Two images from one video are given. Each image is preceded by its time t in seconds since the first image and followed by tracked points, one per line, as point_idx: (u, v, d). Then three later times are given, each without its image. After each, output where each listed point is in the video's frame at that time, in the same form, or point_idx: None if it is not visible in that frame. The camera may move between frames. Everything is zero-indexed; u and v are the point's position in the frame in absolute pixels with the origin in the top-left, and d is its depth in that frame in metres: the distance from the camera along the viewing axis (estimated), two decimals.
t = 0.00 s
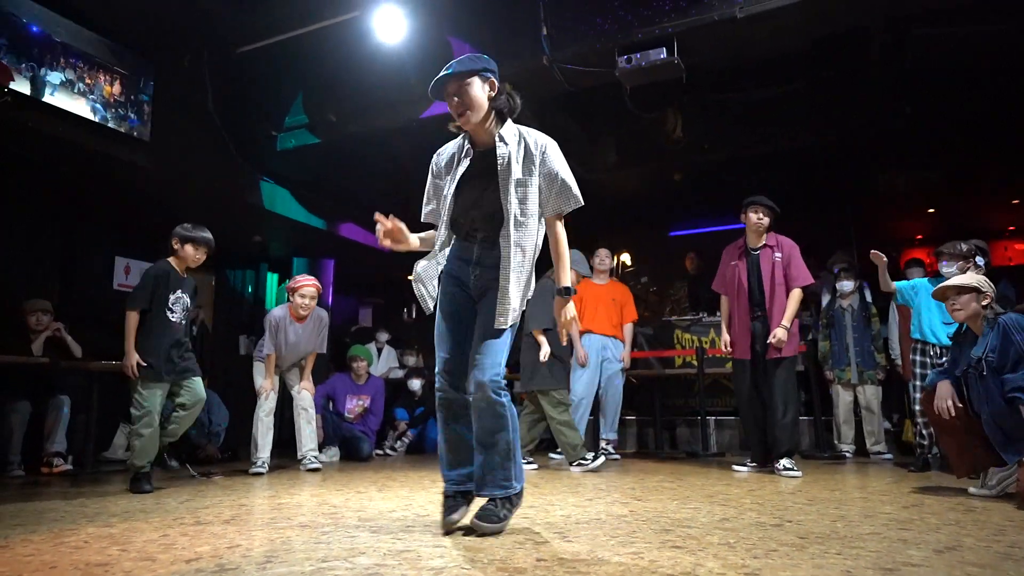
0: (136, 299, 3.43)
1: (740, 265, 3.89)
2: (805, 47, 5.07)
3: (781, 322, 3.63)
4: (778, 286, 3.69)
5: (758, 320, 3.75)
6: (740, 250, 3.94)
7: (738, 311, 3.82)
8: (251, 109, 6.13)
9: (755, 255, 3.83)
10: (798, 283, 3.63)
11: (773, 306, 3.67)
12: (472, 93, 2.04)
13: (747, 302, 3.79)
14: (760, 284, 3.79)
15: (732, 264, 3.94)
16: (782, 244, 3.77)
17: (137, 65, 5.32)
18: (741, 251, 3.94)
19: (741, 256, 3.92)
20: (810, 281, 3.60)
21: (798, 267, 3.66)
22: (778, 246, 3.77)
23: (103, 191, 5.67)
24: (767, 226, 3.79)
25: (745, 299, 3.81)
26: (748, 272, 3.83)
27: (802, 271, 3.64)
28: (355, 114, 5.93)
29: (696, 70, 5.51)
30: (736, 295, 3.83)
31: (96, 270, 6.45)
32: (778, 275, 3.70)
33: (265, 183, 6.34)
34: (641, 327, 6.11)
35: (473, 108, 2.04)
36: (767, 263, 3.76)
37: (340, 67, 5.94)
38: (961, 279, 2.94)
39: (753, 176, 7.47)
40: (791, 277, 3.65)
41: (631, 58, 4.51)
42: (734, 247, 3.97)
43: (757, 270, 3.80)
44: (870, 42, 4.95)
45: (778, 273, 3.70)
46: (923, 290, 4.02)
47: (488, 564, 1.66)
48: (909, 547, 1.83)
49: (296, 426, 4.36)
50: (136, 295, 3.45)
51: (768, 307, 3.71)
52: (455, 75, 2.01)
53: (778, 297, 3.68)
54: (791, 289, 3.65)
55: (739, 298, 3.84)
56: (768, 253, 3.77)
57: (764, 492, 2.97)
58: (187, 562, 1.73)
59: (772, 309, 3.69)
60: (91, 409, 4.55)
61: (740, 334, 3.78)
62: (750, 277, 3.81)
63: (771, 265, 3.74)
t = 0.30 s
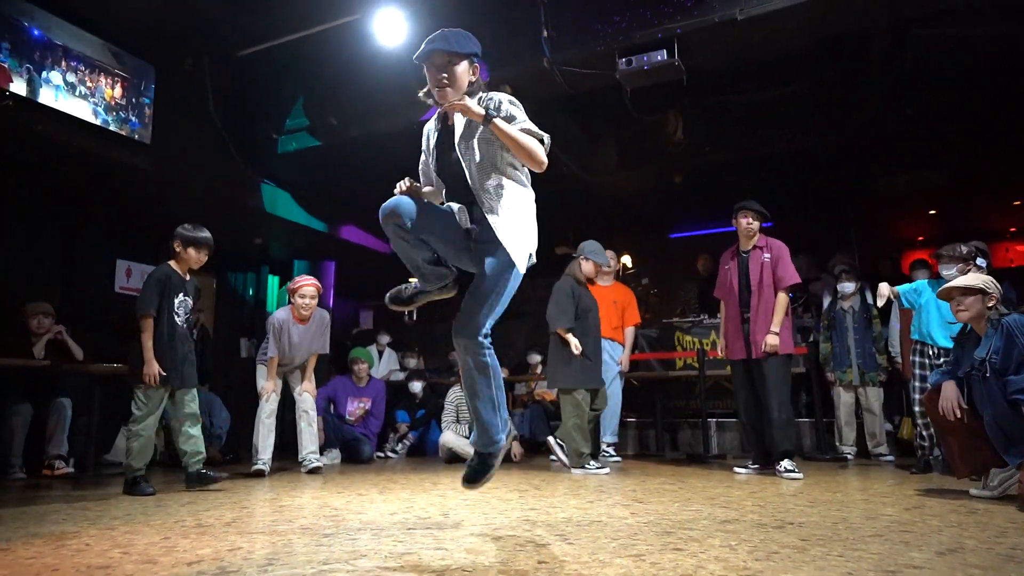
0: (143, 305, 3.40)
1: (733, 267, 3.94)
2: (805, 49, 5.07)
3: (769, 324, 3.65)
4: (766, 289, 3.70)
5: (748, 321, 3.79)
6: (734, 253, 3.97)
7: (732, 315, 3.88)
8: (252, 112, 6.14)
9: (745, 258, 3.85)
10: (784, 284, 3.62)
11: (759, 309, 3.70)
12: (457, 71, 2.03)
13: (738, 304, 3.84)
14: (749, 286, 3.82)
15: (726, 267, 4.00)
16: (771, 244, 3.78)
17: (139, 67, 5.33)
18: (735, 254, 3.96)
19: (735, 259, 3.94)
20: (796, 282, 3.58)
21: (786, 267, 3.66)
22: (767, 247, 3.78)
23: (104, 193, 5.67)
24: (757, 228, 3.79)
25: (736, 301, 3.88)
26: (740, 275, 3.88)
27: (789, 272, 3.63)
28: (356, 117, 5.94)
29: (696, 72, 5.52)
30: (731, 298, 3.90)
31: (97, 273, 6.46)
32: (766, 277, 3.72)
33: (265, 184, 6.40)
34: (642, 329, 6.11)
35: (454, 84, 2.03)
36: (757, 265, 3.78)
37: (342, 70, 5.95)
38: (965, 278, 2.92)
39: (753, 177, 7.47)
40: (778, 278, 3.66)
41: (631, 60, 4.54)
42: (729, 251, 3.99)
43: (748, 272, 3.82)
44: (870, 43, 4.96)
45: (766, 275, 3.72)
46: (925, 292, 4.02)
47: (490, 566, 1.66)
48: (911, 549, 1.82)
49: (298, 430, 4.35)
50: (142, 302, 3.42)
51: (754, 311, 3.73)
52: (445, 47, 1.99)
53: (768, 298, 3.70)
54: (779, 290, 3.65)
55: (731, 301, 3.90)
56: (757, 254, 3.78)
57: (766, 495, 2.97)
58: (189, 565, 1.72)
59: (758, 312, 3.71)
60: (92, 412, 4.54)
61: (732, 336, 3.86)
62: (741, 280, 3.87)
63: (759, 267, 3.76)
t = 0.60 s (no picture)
0: (145, 312, 3.47)
1: (728, 274, 3.93)
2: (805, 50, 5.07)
3: (770, 326, 3.64)
4: (763, 292, 3.70)
5: (744, 326, 3.78)
6: (728, 259, 3.97)
7: (729, 321, 3.88)
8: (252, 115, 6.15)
9: (740, 263, 3.85)
10: (783, 288, 3.63)
11: (758, 312, 3.69)
12: (462, 105, 2.00)
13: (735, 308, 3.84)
14: (746, 291, 3.81)
15: (722, 273, 3.99)
16: (765, 248, 3.78)
17: (140, 70, 5.35)
18: (729, 260, 3.96)
19: (730, 265, 3.94)
20: (794, 284, 3.60)
21: (782, 270, 3.67)
22: (761, 251, 3.77)
23: (104, 195, 5.68)
24: (747, 233, 3.80)
25: (733, 307, 3.87)
26: (736, 280, 3.87)
27: (787, 275, 3.64)
28: (357, 120, 5.96)
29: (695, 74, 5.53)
30: (728, 304, 3.89)
31: (98, 274, 6.46)
32: (763, 281, 3.72)
33: (265, 187, 6.38)
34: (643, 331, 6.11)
35: (458, 119, 2.00)
36: (752, 270, 3.78)
37: (343, 72, 5.95)
38: (967, 281, 2.92)
39: (754, 179, 7.47)
40: (777, 282, 3.66)
41: (632, 62, 4.53)
42: (723, 257, 4.00)
43: (744, 277, 3.83)
44: (870, 43, 4.96)
45: (762, 279, 3.73)
46: (922, 291, 4.00)
47: (491, 569, 1.66)
48: (913, 551, 1.82)
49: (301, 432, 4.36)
50: (144, 312, 3.48)
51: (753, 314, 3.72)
52: (451, 81, 1.96)
53: (767, 304, 3.68)
54: (777, 293, 3.66)
55: (728, 307, 3.90)
56: (752, 259, 3.79)
57: (767, 496, 2.97)
58: (190, 567, 1.73)
59: (757, 316, 3.70)
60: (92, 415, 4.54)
61: (728, 343, 3.87)
62: (737, 285, 3.87)
63: (755, 271, 3.76)
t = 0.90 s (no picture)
0: (155, 314, 3.46)
1: (728, 275, 3.91)
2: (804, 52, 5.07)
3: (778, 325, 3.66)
4: (768, 292, 3.71)
5: (749, 325, 3.74)
6: (726, 262, 3.97)
7: (731, 323, 3.85)
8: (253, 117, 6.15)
9: (741, 264, 3.86)
10: (789, 287, 3.68)
11: (766, 311, 3.68)
12: (434, 134, 1.84)
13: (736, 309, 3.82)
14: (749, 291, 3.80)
15: (721, 274, 3.95)
16: (767, 248, 3.82)
17: (140, 72, 5.36)
18: (727, 262, 3.95)
19: (728, 266, 3.94)
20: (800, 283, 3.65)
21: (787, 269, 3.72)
22: (764, 251, 3.81)
23: (105, 197, 5.68)
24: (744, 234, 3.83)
25: (735, 308, 3.85)
26: (738, 280, 3.86)
27: (791, 274, 3.69)
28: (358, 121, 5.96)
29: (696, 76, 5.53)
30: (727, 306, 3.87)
31: (98, 276, 6.47)
32: (768, 281, 3.73)
33: (266, 189, 6.37)
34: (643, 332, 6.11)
35: (432, 149, 1.83)
36: (756, 270, 3.79)
37: (343, 74, 5.95)
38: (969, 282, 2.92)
39: (754, 180, 7.47)
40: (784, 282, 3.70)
41: (633, 64, 4.53)
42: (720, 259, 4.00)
43: (746, 277, 3.83)
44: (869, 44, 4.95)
45: (767, 278, 3.74)
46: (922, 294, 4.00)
47: (491, 571, 1.66)
48: (914, 554, 1.82)
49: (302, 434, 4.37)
50: (153, 313, 3.47)
51: (758, 313, 3.70)
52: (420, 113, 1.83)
53: (770, 304, 3.68)
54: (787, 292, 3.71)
55: (729, 309, 3.87)
56: (755, 259, 3.80)
57: (768, 498, 2.96)
58: (189, 569, 1.72)
59: (763, 315, 3.69)
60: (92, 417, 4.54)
61: (730, 344, 3.84)
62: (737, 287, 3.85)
63: (759, 271, 3.77)
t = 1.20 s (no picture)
0: (165, 309, 3.44)
1: (735, 272, 3.92)
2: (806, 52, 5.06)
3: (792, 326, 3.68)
4: (783, 291, 3.72)
5: (760, 322, 3.70)
6: (734, 257, 3.96)
7: (740, 319, 3.81)
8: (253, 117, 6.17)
9: (752, 262, 3.85)
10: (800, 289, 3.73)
11: (780, 310, 3.68)
12: (524, 106, 1.71)
13: (746, 305, 3.80)
14: (761, 289, 3.77)
15: (726, 271, 3.96)
16: (778, 248, 3.83)
17: (142, 72, 5.38)
18: (735, 258, 3.97)
19: (735, 263, 3.95)
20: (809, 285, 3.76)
21: (798, 272, 3.78)
22: (775, 251, 3.82)
23: (105, 197, 5.68)
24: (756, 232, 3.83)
25: (743, 304, 3.84)
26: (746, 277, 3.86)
27: (802, 277, 3.75)
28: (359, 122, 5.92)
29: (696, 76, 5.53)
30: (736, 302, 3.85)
31: (99, 277, 6.47)
32: (783, 281, 3.73)
33: (267, 190, 6.46)
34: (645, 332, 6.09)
35: (521, 121, 1.70)
36: (769, 269, 3.77)
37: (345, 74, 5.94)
38: (969, 282, 2.91)
39: (754, 181, 7.47)
40: (796, 283, 3.75)
41: (633, 64, 4.53)
42: (726, 255, 3.99)
43: (757, 274, 3.81)
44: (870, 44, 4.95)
45: (781, 277, 3.74)
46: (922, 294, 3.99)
47: (491, 571, 1.66)
48: (915, 554, 1.82)
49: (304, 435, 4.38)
50: (162, 307, 3.45)
51: (775, 309, 3.68)
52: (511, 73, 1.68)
53: (780, 302, 3.69)
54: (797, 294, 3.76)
55: (739, 305, 3.84)
56: (767, 257, 3.80)
57: (768, 499, 2.96)
58: (190, 570, 1.72)
59: (776, 312, 3.69)
60: (93, 417, 4.53)
61: (737, 341, 3.79)
62: (747, 284, 3.83)
63: (772, 270, 3.76)
